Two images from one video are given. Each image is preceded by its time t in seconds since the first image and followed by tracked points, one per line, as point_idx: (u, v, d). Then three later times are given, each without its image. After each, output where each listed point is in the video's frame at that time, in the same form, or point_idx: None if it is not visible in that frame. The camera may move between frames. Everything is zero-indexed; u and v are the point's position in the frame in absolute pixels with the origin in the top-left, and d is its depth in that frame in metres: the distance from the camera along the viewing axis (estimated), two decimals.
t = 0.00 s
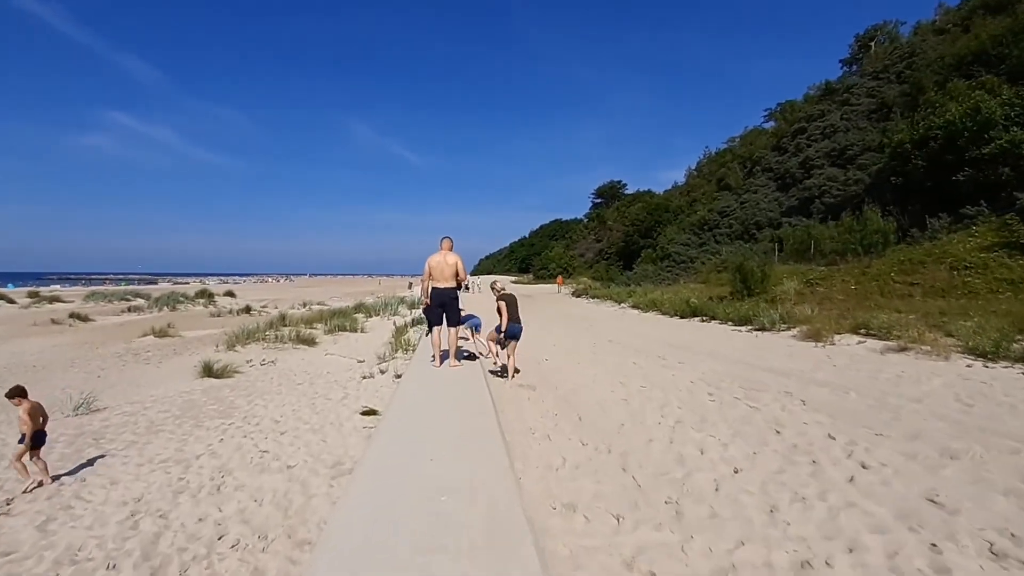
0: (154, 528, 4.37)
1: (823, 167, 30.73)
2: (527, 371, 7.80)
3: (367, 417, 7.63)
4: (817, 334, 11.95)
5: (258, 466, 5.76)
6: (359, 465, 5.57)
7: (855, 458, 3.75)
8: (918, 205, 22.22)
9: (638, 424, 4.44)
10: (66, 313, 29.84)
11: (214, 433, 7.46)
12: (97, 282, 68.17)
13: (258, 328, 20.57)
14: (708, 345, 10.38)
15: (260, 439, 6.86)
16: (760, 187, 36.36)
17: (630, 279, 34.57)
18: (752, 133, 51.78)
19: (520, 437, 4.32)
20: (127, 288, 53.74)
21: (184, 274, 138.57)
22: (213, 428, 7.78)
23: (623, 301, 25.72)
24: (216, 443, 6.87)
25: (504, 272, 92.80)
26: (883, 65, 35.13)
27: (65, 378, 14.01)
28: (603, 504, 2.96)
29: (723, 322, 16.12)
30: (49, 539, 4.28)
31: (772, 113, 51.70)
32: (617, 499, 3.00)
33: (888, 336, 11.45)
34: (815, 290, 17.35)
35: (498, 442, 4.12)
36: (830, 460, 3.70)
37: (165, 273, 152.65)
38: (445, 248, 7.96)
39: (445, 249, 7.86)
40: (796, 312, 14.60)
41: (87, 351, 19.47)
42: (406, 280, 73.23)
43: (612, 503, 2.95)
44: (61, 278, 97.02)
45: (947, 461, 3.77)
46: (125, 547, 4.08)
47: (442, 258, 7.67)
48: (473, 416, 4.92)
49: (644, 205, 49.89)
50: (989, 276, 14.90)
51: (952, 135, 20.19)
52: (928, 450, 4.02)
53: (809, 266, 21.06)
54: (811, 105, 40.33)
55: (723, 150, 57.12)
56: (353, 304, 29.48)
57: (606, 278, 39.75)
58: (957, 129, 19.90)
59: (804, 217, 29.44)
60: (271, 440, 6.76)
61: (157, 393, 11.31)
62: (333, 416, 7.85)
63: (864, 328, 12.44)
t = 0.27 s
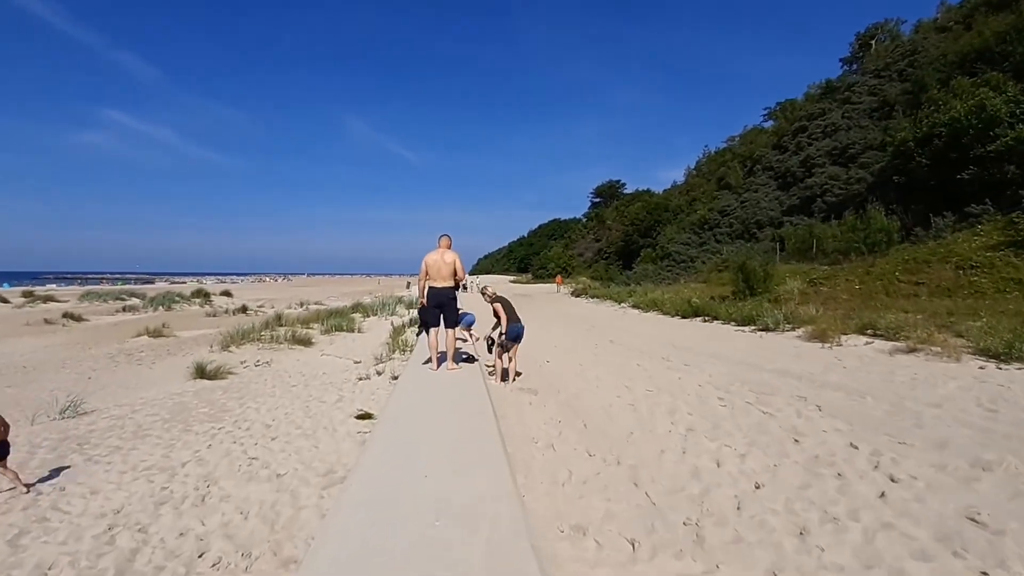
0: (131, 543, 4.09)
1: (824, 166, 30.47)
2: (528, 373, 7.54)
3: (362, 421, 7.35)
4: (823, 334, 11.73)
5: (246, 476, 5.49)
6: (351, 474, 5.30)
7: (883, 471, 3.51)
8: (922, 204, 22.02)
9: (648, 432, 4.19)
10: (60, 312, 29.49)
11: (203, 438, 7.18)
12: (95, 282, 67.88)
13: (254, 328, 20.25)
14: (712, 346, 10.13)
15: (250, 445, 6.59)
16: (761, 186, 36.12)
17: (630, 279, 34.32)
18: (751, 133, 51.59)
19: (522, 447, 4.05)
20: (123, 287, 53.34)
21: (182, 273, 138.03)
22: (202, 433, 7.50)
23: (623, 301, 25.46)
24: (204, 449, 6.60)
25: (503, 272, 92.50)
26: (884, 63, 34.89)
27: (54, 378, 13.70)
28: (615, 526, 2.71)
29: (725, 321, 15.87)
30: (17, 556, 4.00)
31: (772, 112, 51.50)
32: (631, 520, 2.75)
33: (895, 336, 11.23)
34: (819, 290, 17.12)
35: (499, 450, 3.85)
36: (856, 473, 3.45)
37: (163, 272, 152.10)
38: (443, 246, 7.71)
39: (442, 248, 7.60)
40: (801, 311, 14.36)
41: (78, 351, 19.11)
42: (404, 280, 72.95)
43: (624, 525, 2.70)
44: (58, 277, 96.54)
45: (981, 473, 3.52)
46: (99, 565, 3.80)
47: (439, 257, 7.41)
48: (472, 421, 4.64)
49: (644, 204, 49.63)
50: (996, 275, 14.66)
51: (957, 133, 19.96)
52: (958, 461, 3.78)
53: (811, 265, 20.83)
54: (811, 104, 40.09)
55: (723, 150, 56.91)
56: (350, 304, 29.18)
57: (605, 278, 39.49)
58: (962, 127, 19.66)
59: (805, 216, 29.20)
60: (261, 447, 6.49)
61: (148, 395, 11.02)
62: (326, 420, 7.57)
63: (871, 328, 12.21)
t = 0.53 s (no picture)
0: (109, 563, 3.85)
1: (826, 164, 30.24)
2: (530, 376, 7.30)
3: (358, 425, 7.10)
4: (830, 334, 11.51)
5: (235, 486, 5.25)
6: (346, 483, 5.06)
7: (914, 485, 3.28)
8: (925, 202, 21.82)
9: (659, 442, 3.96)
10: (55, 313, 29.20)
11: (193, 444, 6.94)
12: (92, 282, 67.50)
13: (250, 328, 19.98)
14: (717, 347, 9.89)
15: (241, 452, 6.35)
16: (762, 184, 35.87)
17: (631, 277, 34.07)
18: (751, 131, 51.34)
19: (526, 457, 3.81)
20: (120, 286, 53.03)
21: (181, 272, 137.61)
22: (193, 438, 7.25)
23: (624, 299, 25.23)
24: (194, 456, 6.36)
25: (503, 271, 92.26)
26: (886, 60, 34.61)
27: (45, 379, 13.43)
28: (631, 552, 2.49)
29: (729, 321, 15.64)
30: None
31: (772, 110, 51.26)
32: (649, 547, 2.52)
33: (904, 336, 11.01)
34: (823, 289, 16.90)
35: (502, 461, 3.61)
36: (885, 487, 3.22)
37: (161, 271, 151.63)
38: (442, 244, 7.45)
39: (441, 246, 7.36)
40: (806, 310, 14.13)
41: (72, 351, 18.83)
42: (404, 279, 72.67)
43: (642, 552, 2.48)
44: (56, 277, 96.13)
45: (1019, 488, 3.29)
46: None
47: (438, 256, 7.16)
48: (473, 426, 4.40)
49: (644, 202, 49.37)
50: (1003, 274, 14.44)
51: (961, 130, 19.73)
52: (992, 472, 3.55)
53: (814, 264, 20.60)
54: (812, 101, 39.85)
55: (723, 148, 56.66)
56: (349, 303, 28.92)
57: (606, 277, 39.26)
58: (966, 124, 19.42)
59: (807, 214, 28.97)
60: (253, 454, 6.24)
61: (140, 397, 10.75)
62: (321, 424, 7.32)
63: (878, 328, 11.99)
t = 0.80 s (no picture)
0: None
1: (827, 162, 30.05)
2: (532, 380, 7.06)
3: (354, 430, 6.85)
4: (836, 334, 11.30)
5: (225, 496, 5.01)
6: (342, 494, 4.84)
7: (951, 502, 3.07)
8: (929, 201, 21.65)
9: (673, 452, 3.74)
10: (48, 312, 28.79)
11: (183, 450, 6.66)
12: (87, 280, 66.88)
13: (246, 328, 19.69)
14: (723, 349, 9.66)
15: (233, 459, 6.09)
16: (763, 183, 35.64)
17: (630, 276, 33.84)
18: (751, 130, 51.18)
19: (533, 472, 3.58)
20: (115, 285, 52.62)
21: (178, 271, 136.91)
22: (184, 443, 6.98)
23: (624, 299, 25.00)
24: (183, 462, 6.11)
25: (501, 270, 92.00)
26: (888, 58, 34.39)
27: (34, 379, 13.10)
28: None
29: (731, 321, 15.42)
30: None
31: (772, 108, 51.08)
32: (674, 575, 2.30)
33: (912, 337, 10.81)
34: (826, 289, 16.70)
35: (509, 477, 3.39)
36: (921, 504, 3.01)
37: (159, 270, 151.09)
38: (440, 243, 7.22)
39: (440, 245, 7.13)
40: (810, 311, 13.92)
41: (64, 350, 18.48)
42: (402, 278, 72.30)
43: None
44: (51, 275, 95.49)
45: None
46: None
47: (436, 255, 6.93)
48: (476, 437, 4.17)
49: (643, 201, 49.12)
50: (1010, 273, 14.25)
51: (966, 128, 19.52)
52: None
53: (817, 264, 20.38)
54: (813, 100, 39.68)
55: (722, 147, 56.48)
56: (346, 303, 28.63)
57: (605, 276, 39.01)
58: (971, 122, 19.23)
59: (808, 213, 28.76)
60: (245, 461, 6.00)
61: (131, 400, 10.45)
62: (316, 428, 7.08)
63: (885, 328, 11.79)
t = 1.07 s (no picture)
0: None
1: (830, 162, 29.84)
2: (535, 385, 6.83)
3: (350, 437, 6.62)
4: (844, 336, 11.08)
5: (215, 510, 4.76)
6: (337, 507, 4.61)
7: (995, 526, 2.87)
8: (934, 201, 21.45)
9: (690, 467, 3.52)
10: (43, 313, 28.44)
11: (173, 458, 6.42)
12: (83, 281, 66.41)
13: (242, 330, 19.39)
14: (729, 352, 9.43)
15: (224, 469, 5.85)
16: (764, 183, 35.42)
17: (631, 278, 33.61)
18: (751, 130, 51.00)
19: (539, 487, 3.36)
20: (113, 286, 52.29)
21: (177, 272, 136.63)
22: (174, 451, 6.73)
23: (625, 300, 24.76)
24: (173, 472, 5.86)
25: (500, 271, 91.73)
26: (890, 58, 34.17)
27: (26, 382, 12.82)
28: None
29: (736, 323, 15.19)
30: None
31: (773, 108, 50.89)
32: None
33: (921, 340, 10.60)
34: (831, 290, 16.47)
35: (514, 493, 3.16)
36: (965, 529, 2.81)
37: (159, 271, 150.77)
38: (439, 243, 6.98)
39: (439, 246, 6.90)
40: (816, 312, 13.70)
41: (57, 352, 18.15)
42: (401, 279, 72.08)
43: None
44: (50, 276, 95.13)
45: None
46: None
47: (434, 256, 6.70)
48: (479, 447, 3.94)
49: (643, 202, 48.88)
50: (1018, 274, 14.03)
51: (972, 127, 19.31)
52: None
53: (821, 265, 20.15)
54: (814, 100, 39.49)
55: (722, 147, 56.27)
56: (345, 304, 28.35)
57: (605, 277, 38.76)
58: (977, 121, 19.02)
59: (810, 214, 28.54)
60: (237, 471, 5.76)
61: (123, 404, 10.19)
62: (312, 436, 6.83)
63: (893, 330, 11.56)
